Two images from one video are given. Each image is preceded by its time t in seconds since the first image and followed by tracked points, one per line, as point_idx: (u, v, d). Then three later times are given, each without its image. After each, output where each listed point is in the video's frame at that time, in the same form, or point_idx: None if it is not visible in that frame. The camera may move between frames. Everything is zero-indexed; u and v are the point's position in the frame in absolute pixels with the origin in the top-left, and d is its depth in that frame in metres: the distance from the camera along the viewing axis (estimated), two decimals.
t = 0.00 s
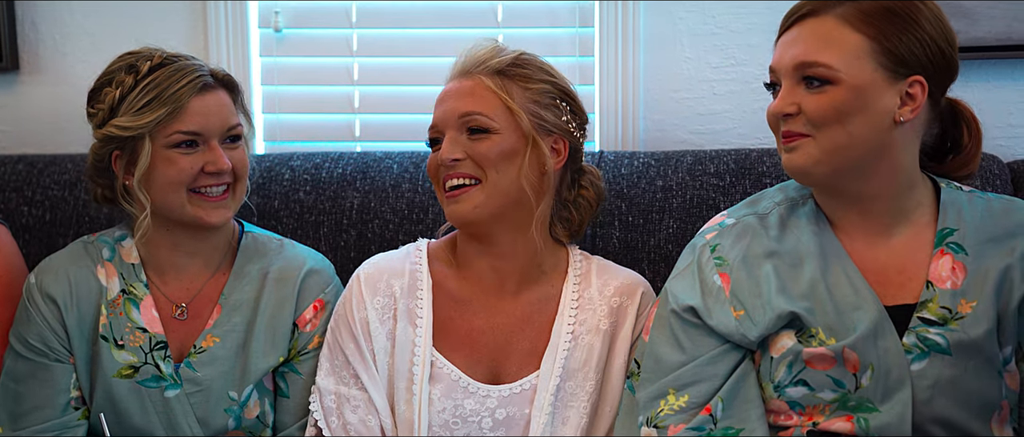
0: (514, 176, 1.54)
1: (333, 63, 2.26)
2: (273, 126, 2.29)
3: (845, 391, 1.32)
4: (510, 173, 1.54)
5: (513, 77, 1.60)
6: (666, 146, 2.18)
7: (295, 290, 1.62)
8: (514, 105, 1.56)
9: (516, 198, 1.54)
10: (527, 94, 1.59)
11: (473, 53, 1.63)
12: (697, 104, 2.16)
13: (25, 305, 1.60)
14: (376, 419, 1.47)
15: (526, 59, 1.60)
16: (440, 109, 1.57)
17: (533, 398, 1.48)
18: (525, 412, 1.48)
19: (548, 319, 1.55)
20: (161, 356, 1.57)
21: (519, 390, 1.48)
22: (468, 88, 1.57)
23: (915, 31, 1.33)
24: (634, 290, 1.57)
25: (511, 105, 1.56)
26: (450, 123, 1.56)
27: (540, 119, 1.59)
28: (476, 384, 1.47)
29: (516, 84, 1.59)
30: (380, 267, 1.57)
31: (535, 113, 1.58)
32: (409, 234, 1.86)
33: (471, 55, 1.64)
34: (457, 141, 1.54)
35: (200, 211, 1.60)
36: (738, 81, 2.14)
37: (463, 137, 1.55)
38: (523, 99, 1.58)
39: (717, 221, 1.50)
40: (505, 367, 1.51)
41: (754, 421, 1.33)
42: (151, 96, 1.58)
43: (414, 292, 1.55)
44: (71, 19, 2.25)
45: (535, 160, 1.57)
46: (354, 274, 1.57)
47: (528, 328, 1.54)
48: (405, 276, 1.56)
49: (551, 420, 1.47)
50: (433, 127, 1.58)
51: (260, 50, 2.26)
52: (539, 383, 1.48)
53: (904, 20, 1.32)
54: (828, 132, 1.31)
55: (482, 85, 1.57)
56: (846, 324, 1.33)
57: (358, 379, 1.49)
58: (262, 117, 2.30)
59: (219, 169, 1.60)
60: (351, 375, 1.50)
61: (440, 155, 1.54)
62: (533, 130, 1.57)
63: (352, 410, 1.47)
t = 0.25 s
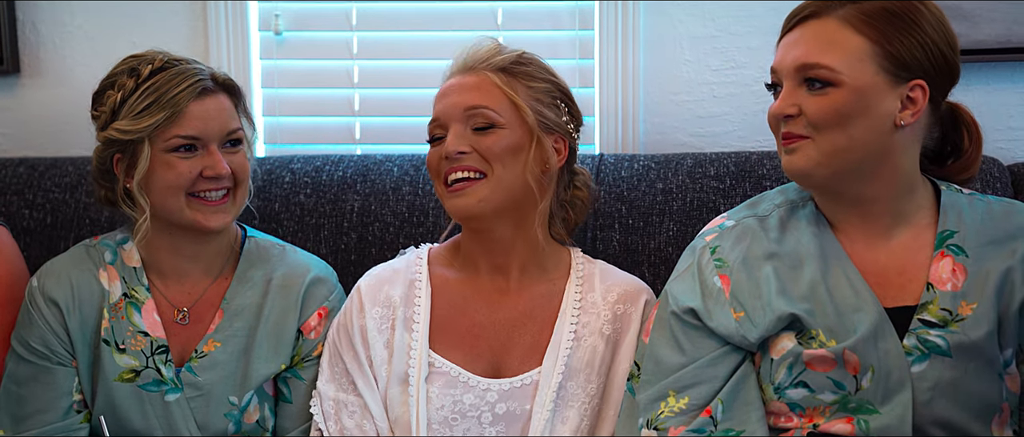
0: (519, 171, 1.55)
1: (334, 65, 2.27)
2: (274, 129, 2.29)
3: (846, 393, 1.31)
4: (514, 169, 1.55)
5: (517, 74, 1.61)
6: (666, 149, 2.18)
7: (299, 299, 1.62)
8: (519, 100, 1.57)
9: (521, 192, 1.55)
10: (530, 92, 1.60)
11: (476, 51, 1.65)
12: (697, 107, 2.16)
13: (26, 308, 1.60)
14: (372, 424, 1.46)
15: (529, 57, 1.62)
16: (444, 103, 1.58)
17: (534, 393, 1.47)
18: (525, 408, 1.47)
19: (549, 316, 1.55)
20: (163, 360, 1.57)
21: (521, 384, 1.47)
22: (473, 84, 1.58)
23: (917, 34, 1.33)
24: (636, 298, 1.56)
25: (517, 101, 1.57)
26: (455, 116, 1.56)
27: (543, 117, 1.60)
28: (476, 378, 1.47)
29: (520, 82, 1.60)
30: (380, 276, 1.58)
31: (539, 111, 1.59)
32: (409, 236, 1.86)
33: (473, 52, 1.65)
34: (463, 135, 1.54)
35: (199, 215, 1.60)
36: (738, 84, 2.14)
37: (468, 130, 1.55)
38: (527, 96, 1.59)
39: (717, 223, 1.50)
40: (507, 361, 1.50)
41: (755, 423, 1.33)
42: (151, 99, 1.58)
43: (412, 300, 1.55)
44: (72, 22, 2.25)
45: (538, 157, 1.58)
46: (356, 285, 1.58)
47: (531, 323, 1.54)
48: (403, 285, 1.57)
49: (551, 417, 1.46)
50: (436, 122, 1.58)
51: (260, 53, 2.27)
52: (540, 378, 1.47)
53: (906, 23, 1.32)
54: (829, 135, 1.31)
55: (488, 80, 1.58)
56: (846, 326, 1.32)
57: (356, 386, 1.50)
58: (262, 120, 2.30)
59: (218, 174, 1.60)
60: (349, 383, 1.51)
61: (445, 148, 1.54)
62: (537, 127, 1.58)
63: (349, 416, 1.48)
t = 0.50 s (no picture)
0: (535, 177, 1.55)
1: (334, 66, 2.27)
2: (274, 130, 2.29)
3: (847, 393, 1.31)
4: (532, 175, 1.55)
5: (532, 79, 1.60)
6: (666, 150, 2.19)
7: (301, 299, 1.62)
8: (537, 105, 1.57)
9: (537, 200, 1.56)
10: (544, 98, 1.60)
11: (489, 50, 1.62)
12: (697, 108, 2.16)
13: (28, 309, 1.60)
14: (376, 418, 1.46)
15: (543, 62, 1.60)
16: (460, 105, 1.55)
17: (532, 390, 1.47)
18: (524, 405, 1.47)
19: (549, 315, 1.55)
20: (164, 360, 1.57)
21: (519, 380, 1.47)
22: (490, 88, 1.56)
23: (919, 35, 1.33)
24: (637, 300, 1.56)
25: (534, 107, 1.56)
26: (473, 121, 1.54)
27: (556, 123, 1.60)
28: (475, 373, 1.47)
29: (535, 86, 1.60)
30: (383, 274, 1.59)
31: (553, 116, 1.59)
32: (409, 238, 1.86)
33: (483, 55, 1.62)
34: (482, 140, 1.53)
35: (201, 218, 1.60)
36: (739, 85, 2.14)
37: (487, 136, 1.54)
38: (541, 101, 1.59)
39: (717, 224, 1.50)
40: (506, 358, 1.50)
41: (755, 424, 1.33)
42: (155, 104, 1.58)
43: (413, 297, 1.56)
44: (73, 23, 2.25)
45: (551, 163, 1.58)
46: (359, 284, 1.58)
47: (532, 322, 1.54)
48: (405, 282, 1.57)
49: (549, 412, 1.45)
50: (450, 123, 1.56)
51: (261, 55, 2.27)
52: (539, 376, 1.47)
53: (909, 24, 1.33)
54: (831, 139, 1.32)
55: (505, 84, 1.57)
56: (847, 326, 1.32)
57: (359, 380, 1.50)
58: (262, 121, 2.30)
59: (220, 179, 1.60)
60: (352, 377, 1.51)
61: (464, 153, 1.52)
62: (552, 132, 1.58)
63: (353, 410, 1.48)
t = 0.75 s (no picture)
0: (545, 182, 1.56)
1: (335, 67, 2.27)
2: (274, 131, 2.30)
3: (846, 392, 1.31)
4: (543, 180, 1.55)
5: (554, 83, 1.60)
6: (666, 151, 2.19)
7: (301, 299, 1.62)
8: (555, 111, 1.57)
9: (543, 204, 1.56)
10: (562, 103, 1.60)
11: (515, 50, 1.62)
12: (697, 109, 2.17)
13: (26, 309, 1.59)
14: (376, 418, 1.46)
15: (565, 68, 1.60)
16: (481, 102, 1.55)
17: (532, 391, 1.47)
18: (524, 405, 1.47)
19: (550, 317, 1.55)
20: (163, 362, 1.57)
21: (519, 381, 1.47)
22: (512, 88, 1.56)
23: (911, 38, 1.32)
24: (636, 302, 1.56)
25: (552, 112, 1.56)
26: (491, 120, 1.54)
27: (571, 130, 1.61)
28: (475, 373, 1.47)
29: (554, 91, 1.60)
30: (383, 274, 1.59)
31: (568, 122, 1.60)
32: (409, 239, 1.86)
33: (506, 54, 1.61)
34: (498, 140, 1.52)
35: (202, 219, 1.60)
36: (738, 85, 2.15)
37: (503, 136, 1.53)
38: (559, 106, 1.59)
39: (717, 224, 1.50)
40: (506, 359, 1.51)
41: (755, 424, 1.33)
42: (160, 103, 1.58)
43: (414, 298, 1.56)
44: (72, 23, 2.25)
45: (562, 169, 1.59)
46: (359, 285, 1.58)
47: (532, 323, 1.54)
48: (405, 283, 1.57)
49: (548, 413, 1.45)
50: (469, 117, 1.55)
51: (261, 55, 2.27)
52: (539, 377, 1.47)
53: (901, 27, 1.32)
54: (824, 144, 1.33)
55: (527, 86, 1.56)
56: (846, 326, 1.32)
57: (359, 381, 1.50)
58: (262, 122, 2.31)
59: (225, 180, 1.60)
60: (352, 377, 1.51)
61: (478, 151, 1.52)
62: (566, 140, 1.59)
63: (353, 410, 1.48)
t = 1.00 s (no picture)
0: (548, 188, 1.55)
1: (334, 67, 2.27)
2: (273, 131, 2.30)
3: (844, 392, 1.31)
4: (545, 186, 1.55)
5: (559, 88, 1.60)
6: (664, 151, 2.19)
7: (299, 298, 1.62)
8: (559, 117, 1.56)
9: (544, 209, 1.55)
10: (567, 108, 1.60)
11: (521, 54, 1.61)
12: (696, 109, 2.17)
13: (25, 311, 1.59)
14: (377, 417, 1.46)
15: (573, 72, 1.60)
16: (485, 106, 1.54)
17: (534, 391, 1.47)
18: (525, 405, 1.47)
19: (552, 319, 1.55)
20: (161, 362, 1.57)
21: (521, 381, 1.47)
22: (517, 93, 1.55)
23: (888, 39, 1.32)
24: (638, 304, 1.57)
25: (557, 118, 1.56)
26: (494, 125, 1.53)
27: (575, 135, 1.60)
28: (477, 373, 1.47)
29: (560, 95, 1.60)
30: (385, 273, 1.59)
31: (574, 127, 1.60)
32: (408, 238, 1.86)
33: (516, 55, 1.61)
34: (499, 146, 1.52)
35: (207, 220, 1.59)
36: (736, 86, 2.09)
37: (505, 142, 1.52)
38: (564, 111, 1.59)
39: (714, 225, 1.50)
40: (507, 359, 1.51)
41: (753, 424, 1.33)
42: (163, 104, 1.58)
43: (416, 297, 1.56)
44: (71, 24, 2.25)
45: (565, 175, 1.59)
46: (361, 284, 1.59)
47: (536, 323, 1.55)
48: (408, 281, 1.58)
49: (549, 413, 1.45)
50: (472, 122, 1.55)
51: (259, 55, 2.27)
52: (540, 377, 1.48)
53: (875, 29, 1.32)
54: (809, 153, 1.34)
55: (532, 91, 1.56)
56: (844, 325, 1.32)
57: (360, 379, 1.51)
58: (261, 122, 2.31)
59: (228, 179, 1.60)
60: (354, 375, 1.52)
61: (479, 157, 1.51)
62: (571, 145, 1.58)
63: (354, 409, 1.48)
